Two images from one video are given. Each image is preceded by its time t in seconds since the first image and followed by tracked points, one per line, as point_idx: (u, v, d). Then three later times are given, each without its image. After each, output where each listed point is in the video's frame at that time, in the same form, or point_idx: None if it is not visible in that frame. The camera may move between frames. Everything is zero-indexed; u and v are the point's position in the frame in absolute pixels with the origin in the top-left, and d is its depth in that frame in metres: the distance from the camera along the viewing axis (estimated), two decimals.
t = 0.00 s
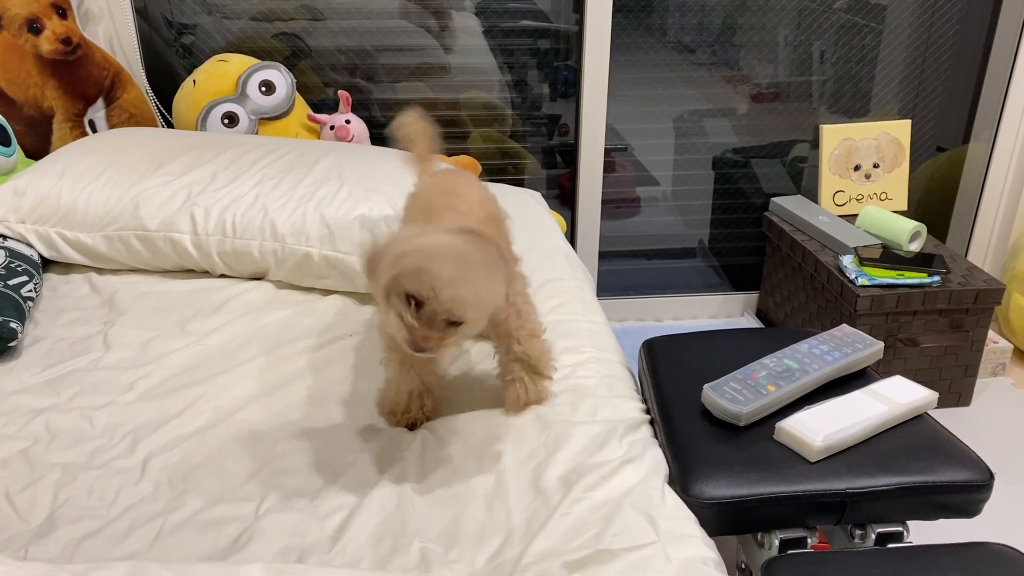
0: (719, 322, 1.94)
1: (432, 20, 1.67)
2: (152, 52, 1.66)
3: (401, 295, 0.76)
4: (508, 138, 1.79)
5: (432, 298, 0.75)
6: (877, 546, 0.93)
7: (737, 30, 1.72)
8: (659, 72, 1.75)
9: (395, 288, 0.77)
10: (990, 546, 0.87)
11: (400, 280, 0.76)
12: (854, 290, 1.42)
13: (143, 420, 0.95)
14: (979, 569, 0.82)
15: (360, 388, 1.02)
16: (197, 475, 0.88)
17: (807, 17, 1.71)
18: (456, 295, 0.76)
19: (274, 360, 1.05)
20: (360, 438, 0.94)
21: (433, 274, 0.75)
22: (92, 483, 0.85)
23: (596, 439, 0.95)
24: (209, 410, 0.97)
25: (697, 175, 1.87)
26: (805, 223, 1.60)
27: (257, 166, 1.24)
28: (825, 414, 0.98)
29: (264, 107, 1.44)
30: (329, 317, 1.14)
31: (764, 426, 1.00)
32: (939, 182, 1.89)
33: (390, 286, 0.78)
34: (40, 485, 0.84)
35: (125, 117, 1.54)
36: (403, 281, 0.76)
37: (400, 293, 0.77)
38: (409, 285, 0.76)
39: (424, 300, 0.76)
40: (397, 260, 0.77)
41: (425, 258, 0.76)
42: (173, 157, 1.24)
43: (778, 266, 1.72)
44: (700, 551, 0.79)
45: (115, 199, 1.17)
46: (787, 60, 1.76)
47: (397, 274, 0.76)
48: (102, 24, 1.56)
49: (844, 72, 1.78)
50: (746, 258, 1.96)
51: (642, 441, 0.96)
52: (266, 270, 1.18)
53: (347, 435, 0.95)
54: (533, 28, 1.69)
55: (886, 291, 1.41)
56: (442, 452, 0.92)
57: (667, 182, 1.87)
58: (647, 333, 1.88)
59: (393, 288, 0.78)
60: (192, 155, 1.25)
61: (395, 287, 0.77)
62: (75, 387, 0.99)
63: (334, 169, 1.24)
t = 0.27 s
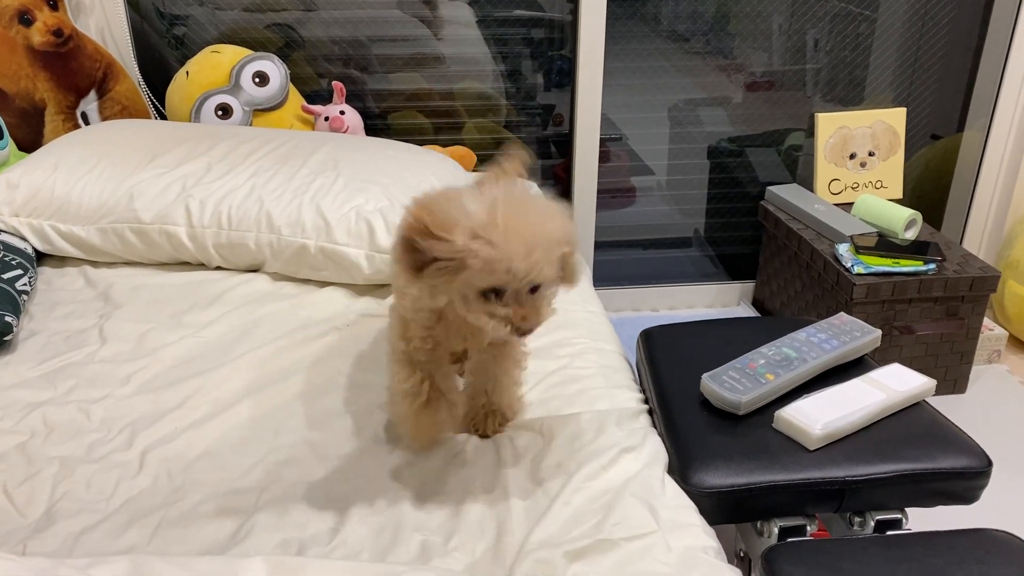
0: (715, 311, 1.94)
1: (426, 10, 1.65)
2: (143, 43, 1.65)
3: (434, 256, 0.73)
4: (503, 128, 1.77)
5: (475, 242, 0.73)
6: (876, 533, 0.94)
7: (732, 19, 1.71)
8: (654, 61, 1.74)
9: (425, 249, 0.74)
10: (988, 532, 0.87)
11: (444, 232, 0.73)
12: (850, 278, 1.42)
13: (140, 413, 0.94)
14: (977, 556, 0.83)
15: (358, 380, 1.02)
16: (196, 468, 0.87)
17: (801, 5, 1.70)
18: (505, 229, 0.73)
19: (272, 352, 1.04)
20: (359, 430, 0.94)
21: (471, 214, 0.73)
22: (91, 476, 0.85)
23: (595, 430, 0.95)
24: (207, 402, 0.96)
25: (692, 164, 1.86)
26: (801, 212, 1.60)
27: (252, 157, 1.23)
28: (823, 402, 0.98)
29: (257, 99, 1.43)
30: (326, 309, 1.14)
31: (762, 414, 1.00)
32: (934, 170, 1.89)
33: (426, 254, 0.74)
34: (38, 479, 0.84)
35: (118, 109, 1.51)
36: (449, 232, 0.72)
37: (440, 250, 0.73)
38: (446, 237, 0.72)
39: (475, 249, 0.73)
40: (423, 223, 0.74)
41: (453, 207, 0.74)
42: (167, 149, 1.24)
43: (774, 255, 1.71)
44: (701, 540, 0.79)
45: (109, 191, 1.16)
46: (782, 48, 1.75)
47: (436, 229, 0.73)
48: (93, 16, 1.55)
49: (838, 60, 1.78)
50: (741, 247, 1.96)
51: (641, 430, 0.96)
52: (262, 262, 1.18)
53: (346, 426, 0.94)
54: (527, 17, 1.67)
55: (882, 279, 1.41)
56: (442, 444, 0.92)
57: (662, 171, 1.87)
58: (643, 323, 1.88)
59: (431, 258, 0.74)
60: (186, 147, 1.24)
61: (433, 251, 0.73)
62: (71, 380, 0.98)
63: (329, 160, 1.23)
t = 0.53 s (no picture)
0: (705, 297, 1.94)
1: None
2: (126, 31, 1.63)
3: (481, 280, 0.65)
4: (490, 115, 1.77)
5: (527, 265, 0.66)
6: (868, 513, 0.94)
7: (719, 4, 1.70)
8: (642, 47, 1.73)
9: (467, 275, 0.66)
10: (978, 510, 0.88)
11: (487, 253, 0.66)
12: (839, 262, 1.42)
13: (128, 403, 0.93)
14: (967, 535, 0.83)
15: (349, 367, 1.01)
16: (186, 457, 0.86)
17: None
18: (553, 251, 0.66)
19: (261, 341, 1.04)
20: (350, 417, 0.93)
21: (518, 232, 0.67)
22: (78, 467, 0.84)
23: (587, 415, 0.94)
24: (195, 391, 0.96)
25: (681, 150, 1.86)
26: (790, 197, 1.60)
27: (238, 145, 1.22)
28: (816, 384, 0.99)
29: (243, 87, 1.42)
30: (314, 298, 1.13)
31: (753, 397, 1.00)
32: (921, 154, 1.90)
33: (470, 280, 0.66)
34: (25, 471, 0.83)
35: (101, 98, 1.48)
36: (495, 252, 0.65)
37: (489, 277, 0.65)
38: (492, 260, 0.65)
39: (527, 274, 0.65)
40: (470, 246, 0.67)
41: (498, 226, 0.68)
42: (151, 137, 1.22)
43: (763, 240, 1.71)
44: (694, 522, 0.79)
45: (93, 180, 1.15)
46: (769, 33, 1.74)
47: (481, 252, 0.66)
48: (74, 4, 1.55)
49: (825, 45, 1.77)
50: (730, 232, 1.95)
51: (633, 414, 0.95)
52: (249, 251, 1.17)
53: (337, 414, 0.94)
54: (514, 3, 1.66)
55: (871, 263, 1.41)
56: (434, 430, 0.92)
57: (650, 158, 1.87)
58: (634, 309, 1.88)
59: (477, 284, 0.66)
60: (171, 135, 1.23)
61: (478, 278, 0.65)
62: (58, 371, 0.97)
63: (314, 147, 1.22)
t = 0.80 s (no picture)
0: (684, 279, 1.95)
1: None
2: (97, 18, 1.60)
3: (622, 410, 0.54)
4: (469, 100, 1.76)
5: (681, 379, 0.56)
6: (844, 488, 0.95)
7: None
8: (619, 31, 1.73)
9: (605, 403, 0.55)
10: (951, 483, 0.89)
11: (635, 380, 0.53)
12: (816, 242, 1.43)
13: (103, 392, 0.92)
14: (940, 506, 0.84)
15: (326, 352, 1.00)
16: (162, 445, 0.86)
17: None
18: (706, 352, 0.56)
19: (238, 327, 1.03)
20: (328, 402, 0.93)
21: (665, 340, 0.55)
22: (52, 457, 0.83)
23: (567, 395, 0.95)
24: (171, 378, 0.95)
25: (660, 134, 1.86)
26: (769, 177, 1.60)
27: (212, 131, 1.20)
28: (793, 360, 1.00)
29: (216, 73, 1.40)
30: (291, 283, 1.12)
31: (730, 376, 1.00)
32: (897, 135, 1.91)
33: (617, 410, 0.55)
34: None
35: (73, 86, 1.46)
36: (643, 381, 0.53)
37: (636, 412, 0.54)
38: (639, 386, 0.53)
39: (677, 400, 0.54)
40: (600, 364, 0.55)
41: (638, 330, 0.55)
42: (123, 124, 1.20)
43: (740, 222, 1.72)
44: (671, 498, 0.79)
45: (65, 168, 1.13)
46: (746, 15, 1.74)
47: (625, 379, 0.54)
48: None
49: (802, 27, 1.77)
50: (708, 215, 1.97)
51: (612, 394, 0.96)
52: (225, 238, 1.16)
53: (314, 399, 0.93)
54: None
55: (847, 242, 1.42)
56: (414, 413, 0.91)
57: (629, 141, 1.86)
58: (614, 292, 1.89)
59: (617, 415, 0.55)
60: (144, 121, 1.21)
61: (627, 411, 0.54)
62: (31, 361, 0.96)
63: (290, 132, 1.20)
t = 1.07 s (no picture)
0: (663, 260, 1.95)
1: None
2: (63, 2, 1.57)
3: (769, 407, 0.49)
4: (445, 83, 1.74)
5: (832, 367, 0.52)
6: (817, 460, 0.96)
7: None
8: (596, 12, 1.71)
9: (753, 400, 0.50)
10: (922, 453, 0.89)
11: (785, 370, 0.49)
12: (793, 220, 1.43)
13: (70, 377, 0.91)
14: (910, 475, 0.85)
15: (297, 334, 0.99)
16: (130, 430, 0.85)
17: None
18: (857, 345, 0.52)
19: (208, 311, 1.01)
20: (300, 383, 0.92)
21: (807, 328, 0.51)
22: (18, 443, 0.82)
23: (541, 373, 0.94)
24: (140, 362, 0.94)
25: (638, 115, 1.85)
26: (746, 155, 1.60)
27: (179, 113, 1.18)
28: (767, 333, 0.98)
29: (186, 56, 1.38)
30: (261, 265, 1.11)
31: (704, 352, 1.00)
32: (874, 113, 1.91)
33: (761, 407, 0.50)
34: None
35: (39, 70, 1.44)
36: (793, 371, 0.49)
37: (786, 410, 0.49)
38: (798, 381, 0.49)
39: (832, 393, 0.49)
40: (744, 356, 0.50)
41: (786, 312, 0.52)
42: (88, 107, 1.18)
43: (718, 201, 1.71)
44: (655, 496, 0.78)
45: (29, 152, 1.11)
46: None
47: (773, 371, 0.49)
48: None
49: (779, 6, 1.76)
50: (686, 196, 1.96)
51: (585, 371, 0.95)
52: (194, 221, 1.14)
53: (286, 381, 0.92)
54: None
55: (824, 219, 1.42)
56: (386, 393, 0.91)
57: (608, 123, 1.85)
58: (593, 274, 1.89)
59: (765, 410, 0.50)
60: (110, 104, 1.19)
61: (778, 406, 0.49)
62: None
63: (260, 113, 1.18)
